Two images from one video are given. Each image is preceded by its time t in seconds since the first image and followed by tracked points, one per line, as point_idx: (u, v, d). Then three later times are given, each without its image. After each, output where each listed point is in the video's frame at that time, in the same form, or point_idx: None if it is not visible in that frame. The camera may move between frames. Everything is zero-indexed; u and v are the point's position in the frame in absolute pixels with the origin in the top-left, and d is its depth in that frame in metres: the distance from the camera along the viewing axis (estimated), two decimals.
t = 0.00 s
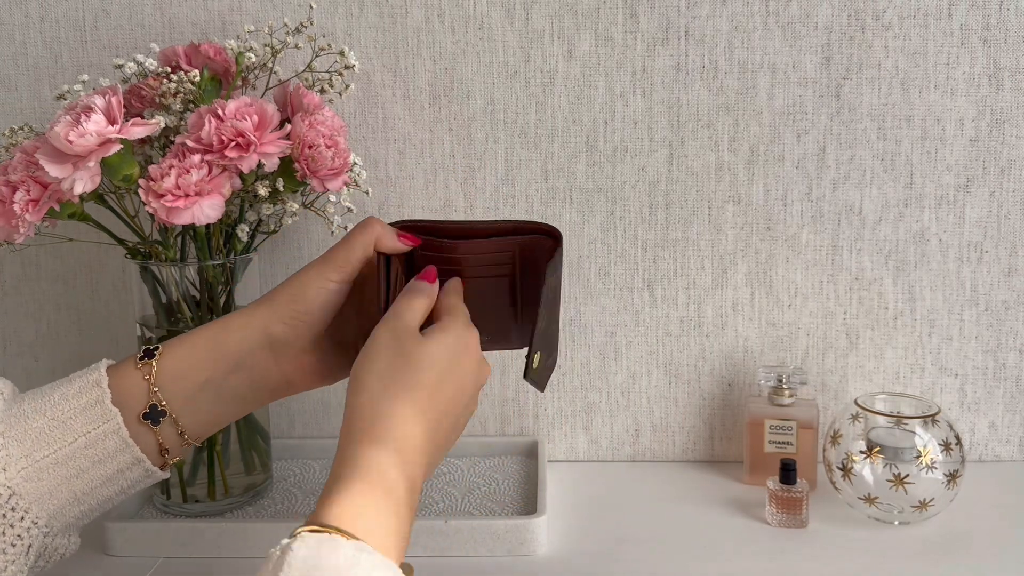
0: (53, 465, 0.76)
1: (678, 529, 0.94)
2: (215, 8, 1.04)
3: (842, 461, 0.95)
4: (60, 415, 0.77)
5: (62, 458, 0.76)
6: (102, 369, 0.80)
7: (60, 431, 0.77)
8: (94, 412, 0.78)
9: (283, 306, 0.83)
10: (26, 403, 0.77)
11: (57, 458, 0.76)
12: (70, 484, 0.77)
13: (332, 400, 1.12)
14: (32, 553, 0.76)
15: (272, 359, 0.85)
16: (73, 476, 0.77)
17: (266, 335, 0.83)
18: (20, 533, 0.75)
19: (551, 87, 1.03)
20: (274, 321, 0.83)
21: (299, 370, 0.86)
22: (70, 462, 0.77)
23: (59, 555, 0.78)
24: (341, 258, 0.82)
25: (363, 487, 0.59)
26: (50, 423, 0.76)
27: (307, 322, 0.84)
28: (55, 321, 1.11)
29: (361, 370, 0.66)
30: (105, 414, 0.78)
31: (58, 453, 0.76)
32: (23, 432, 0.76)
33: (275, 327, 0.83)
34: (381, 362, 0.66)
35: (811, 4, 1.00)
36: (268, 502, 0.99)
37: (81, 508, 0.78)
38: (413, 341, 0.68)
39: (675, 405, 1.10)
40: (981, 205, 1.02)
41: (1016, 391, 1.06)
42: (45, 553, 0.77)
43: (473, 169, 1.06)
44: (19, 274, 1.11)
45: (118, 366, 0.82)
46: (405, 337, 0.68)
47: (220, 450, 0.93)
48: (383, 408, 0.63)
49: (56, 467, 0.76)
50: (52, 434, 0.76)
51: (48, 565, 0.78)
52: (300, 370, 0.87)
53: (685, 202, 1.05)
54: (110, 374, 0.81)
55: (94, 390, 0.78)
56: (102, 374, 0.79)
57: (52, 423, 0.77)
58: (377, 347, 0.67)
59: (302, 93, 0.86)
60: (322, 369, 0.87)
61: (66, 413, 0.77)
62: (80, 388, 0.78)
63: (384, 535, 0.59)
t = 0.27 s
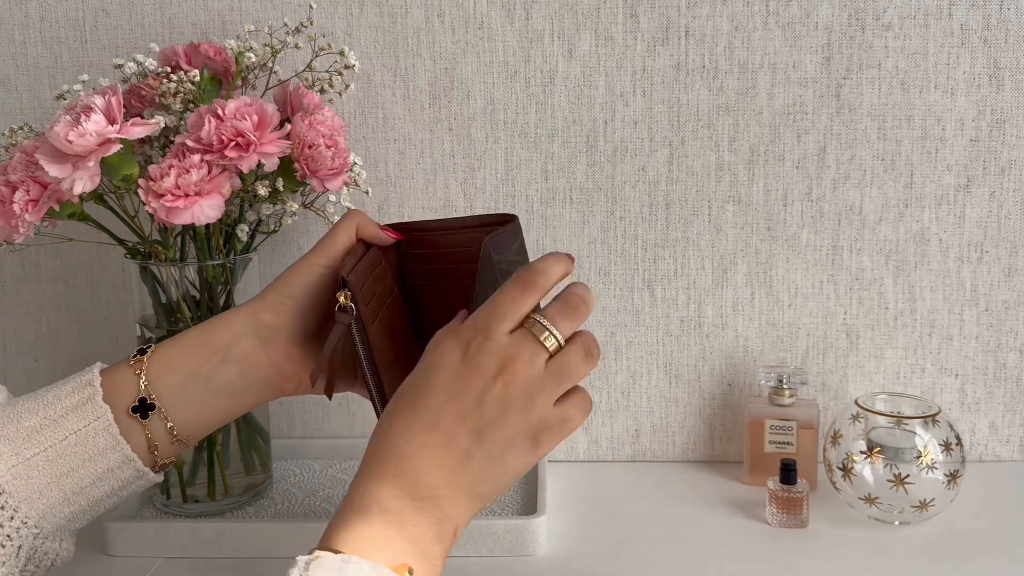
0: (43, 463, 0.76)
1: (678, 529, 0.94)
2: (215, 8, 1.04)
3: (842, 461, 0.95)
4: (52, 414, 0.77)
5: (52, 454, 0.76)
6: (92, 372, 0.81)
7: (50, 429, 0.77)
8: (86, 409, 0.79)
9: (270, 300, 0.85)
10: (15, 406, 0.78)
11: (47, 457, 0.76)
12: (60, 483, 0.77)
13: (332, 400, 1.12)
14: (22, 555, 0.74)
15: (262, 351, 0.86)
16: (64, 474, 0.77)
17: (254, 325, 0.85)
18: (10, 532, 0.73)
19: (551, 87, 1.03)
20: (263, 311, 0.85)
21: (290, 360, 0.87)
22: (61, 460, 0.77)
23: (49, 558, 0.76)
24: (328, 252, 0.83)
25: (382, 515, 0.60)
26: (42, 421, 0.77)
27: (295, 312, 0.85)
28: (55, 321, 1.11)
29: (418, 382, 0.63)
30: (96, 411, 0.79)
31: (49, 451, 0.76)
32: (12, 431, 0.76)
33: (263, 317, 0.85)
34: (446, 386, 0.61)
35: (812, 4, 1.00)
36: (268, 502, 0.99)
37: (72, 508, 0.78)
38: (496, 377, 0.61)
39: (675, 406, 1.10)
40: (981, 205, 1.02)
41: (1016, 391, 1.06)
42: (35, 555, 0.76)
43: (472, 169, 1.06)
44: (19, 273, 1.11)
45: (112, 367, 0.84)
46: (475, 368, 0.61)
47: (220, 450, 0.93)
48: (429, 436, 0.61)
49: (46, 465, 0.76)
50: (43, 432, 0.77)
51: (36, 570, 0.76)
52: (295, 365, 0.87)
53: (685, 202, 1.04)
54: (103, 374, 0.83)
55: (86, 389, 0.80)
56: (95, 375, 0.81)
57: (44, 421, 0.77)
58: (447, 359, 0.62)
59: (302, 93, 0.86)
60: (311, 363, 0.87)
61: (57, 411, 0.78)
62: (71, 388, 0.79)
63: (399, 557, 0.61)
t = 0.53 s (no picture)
0: (42, 459, 0.76)
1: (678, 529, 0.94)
2: (215, 8, 1.03)
3: (842, 461, 0.95)
4: (51, 410, 0.78)
5: (50, 451, 0.77)
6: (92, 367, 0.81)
7: (49, 425, 0.77)
8: (85, 406, 0.79)
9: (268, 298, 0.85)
10: (15, 402, 0.78)
11: (46, 452, 0.77)
12: (59, 478, 0.77)
13: (332, 400, 1.12)
14: (21, 550, 0.75)
15: (257, 349, 0.86)
16: (63, 470, 0.77)
17: (249, 322, 0.85)
18: (9, 528, 0.74)
19: (551, 87, 1.03)
20: (262, 307, 0.85)
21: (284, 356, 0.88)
22: (59, 456, 0.77)
23: (47, 554, 0.77)
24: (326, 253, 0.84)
25: (423, 510, 0.59)
26: (40, 417, 0.77)
27: (293, 311, 0.86)
28: (55, 321, 1.11)
29: (460, 376, 0.63)
30: (94, 408, 0.79)
31: (47, 447, 0.77)
32: (11, 427, 0.76)
33: (258, 315, 0.85)
34: (497, 383, 0.63)
35: (811, 4, 0.99)
36: (268, 502, 0.99)
37: (70, 505, 0.78)
38: (540, 380, 0.66)
39: (675, 406, 1.10)
40: (981, 205, 1.02)
41: (1016, 391, 1.06)
42: (34, 550, 0.77)
43: (472, 169, 1.06)
44: (19, 273, 1.11)
45: (111, 364, 0.83)
46: (524, 368, 0.65)
47: (220, 450, 0.93)
48: (477, 430, 0.62)
49: (45, 461, 0.76)
50: (41, 428, 0.77)
51: (35, 566, 0.77)
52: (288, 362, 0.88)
53: (685, 202, 1.04)
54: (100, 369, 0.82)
55: (85, 385, 0.79)
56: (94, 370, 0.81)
57: (42, 418, 0.77)
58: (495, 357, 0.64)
59: (303, 93, 0.86)
60: (305, 359, 0.89)
61: (56, 408, 0.78)
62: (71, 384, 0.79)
63: (431, 558, 0.59)
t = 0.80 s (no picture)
0: (47, 454, 0.77)
1: (677, 529, 0.94)
2: (215, 8, 1.03)
3: (842, 461, 0.95)
4: (55, 406, 0.78)
5: (55, 447, 0.77)
6: (96, 362, 0.82)
7: (53, 421, 0.78)
8: (89, 401, 0.79)
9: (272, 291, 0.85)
10: (19, 397, 0.79)
11: (51, 448, 0.77)
12: (65, 473, 0.78)
13: (332, 400, 1.12)
14: (28, 546, 0.77)
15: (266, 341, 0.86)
16: (68, 465, 0.78)
17: (257, 316, 0.85)
18: (15, 524, 0.75)
19: (551, 87, 1.03)
20: (268, 298, 0.85)
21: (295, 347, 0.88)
22: (65, 450, 0.78)
23: (55, 549, 0.79)
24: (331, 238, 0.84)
25: (367, 510, 0.62)
26: (45, 413, 0.78)
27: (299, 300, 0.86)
28: (55, 321, 1.11)
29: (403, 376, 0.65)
30: (99, 404, 0.79)
31: (52, 442, 0.77)
32: (16, 423, 0.77)
33: (266, 308, 0.85)
34: (434, 383, 0.65)
35: (812, 4, 0.99)
36: (268, 502, 0.99)
37: (75, 500, 0.79)
38: (479, 377, 0.67)
39: (675, 405, 1.10)
40: (981, 205, 1.02)
41: (1016, 391, 1.06)
42: (41, 547, 0.78)
43: (472, 169, 1.06)
44: (19, 273, 1.11)
45: (115, 359, 0.84)
46: (459, 367, 0.66)
47: (220, 450, 0.93)
48: (415, 430, 0.64)
49: (50, 456, 0.77)
50: (46, 423, 0.77)
51: (42, 561, 0.79)
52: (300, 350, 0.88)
53: (685, 202, 1.04)
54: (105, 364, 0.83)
55: (88, 380, 0.80)
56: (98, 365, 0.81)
57: (47, 413, 0.78)
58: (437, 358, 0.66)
59: (302, 93, 0.86)
60: (312, 349, 0.89)
61: (60, 403, 0.78)
62: (75, 378, 0.80)
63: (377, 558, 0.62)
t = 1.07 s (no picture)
0: (54, 486, 0.77)
1: (677, 529, 0.94)
2: (215, 8, 1.03)
3: (842, 461, 0.95)
4: (64, 439, 0.78)
5: (63, 479, 0.77)
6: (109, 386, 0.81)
7: (62, 451, 0.78)
8: (99, 433, 0.79)
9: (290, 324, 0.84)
10: (32, 420, 0.79)
11: (59, 479, 0.77)
12: (72, 504, 0.78)
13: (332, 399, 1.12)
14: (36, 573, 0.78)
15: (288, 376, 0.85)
16: (75, 496, 0.78)
17: (280, 353, 0.83)
18: (21, 555, 0.76)
19: (551, 87, 1.03)
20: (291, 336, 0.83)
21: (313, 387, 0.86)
22: (72, 484, 0.77)
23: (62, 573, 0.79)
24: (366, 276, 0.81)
25: (294, 520, 0.62)
26: (53, 445, 0.78)
27: (318, 337, 0.84)
28: (55, 321, 1.11)
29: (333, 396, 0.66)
30: (108, 435, 0.79)
31: (59, 475, 0.77)
32: (28, 450, 0.77)
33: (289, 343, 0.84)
34: (363, 395, 0.65)
35: (812, 4, 0.99)
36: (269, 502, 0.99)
37: (83, 529, 0.79)
38: (412, 391, 0.65)
39: (675, 405, 1.10)
40: (981, 205, 1.02)
41: (1016, 391, 1.06)
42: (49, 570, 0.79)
43: (472, 169, 1.06)
44: (19, 273, 1.11)
45: (126, 382, 0.82)
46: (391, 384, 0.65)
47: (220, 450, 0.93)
48: (339, 444, 0.63)
49: (58, 488, 0.77)
50: (54, 456, 0.77)
51: None
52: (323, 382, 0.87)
53: (685, 202, 1.04)
54: (116, 393, 0.81)
55: (98, 410, 0.79)
56: (109, 394, 0.80)
57: (55, 443, 0.78)
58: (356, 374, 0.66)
59: (302, 93, 0.86)
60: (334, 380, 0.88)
61: (69, 433, 0.78)
62: (86, 405, 0.79)
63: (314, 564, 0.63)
